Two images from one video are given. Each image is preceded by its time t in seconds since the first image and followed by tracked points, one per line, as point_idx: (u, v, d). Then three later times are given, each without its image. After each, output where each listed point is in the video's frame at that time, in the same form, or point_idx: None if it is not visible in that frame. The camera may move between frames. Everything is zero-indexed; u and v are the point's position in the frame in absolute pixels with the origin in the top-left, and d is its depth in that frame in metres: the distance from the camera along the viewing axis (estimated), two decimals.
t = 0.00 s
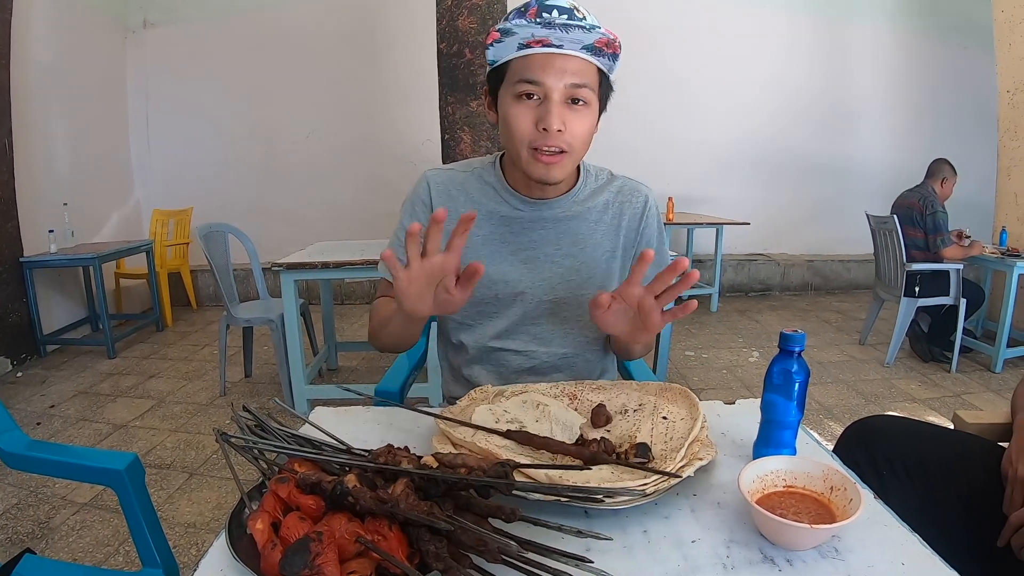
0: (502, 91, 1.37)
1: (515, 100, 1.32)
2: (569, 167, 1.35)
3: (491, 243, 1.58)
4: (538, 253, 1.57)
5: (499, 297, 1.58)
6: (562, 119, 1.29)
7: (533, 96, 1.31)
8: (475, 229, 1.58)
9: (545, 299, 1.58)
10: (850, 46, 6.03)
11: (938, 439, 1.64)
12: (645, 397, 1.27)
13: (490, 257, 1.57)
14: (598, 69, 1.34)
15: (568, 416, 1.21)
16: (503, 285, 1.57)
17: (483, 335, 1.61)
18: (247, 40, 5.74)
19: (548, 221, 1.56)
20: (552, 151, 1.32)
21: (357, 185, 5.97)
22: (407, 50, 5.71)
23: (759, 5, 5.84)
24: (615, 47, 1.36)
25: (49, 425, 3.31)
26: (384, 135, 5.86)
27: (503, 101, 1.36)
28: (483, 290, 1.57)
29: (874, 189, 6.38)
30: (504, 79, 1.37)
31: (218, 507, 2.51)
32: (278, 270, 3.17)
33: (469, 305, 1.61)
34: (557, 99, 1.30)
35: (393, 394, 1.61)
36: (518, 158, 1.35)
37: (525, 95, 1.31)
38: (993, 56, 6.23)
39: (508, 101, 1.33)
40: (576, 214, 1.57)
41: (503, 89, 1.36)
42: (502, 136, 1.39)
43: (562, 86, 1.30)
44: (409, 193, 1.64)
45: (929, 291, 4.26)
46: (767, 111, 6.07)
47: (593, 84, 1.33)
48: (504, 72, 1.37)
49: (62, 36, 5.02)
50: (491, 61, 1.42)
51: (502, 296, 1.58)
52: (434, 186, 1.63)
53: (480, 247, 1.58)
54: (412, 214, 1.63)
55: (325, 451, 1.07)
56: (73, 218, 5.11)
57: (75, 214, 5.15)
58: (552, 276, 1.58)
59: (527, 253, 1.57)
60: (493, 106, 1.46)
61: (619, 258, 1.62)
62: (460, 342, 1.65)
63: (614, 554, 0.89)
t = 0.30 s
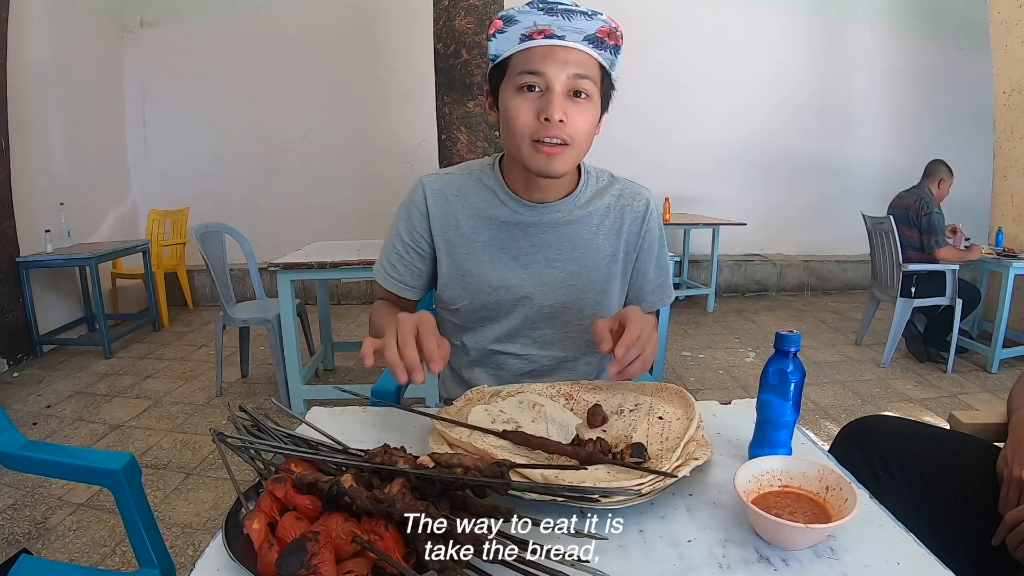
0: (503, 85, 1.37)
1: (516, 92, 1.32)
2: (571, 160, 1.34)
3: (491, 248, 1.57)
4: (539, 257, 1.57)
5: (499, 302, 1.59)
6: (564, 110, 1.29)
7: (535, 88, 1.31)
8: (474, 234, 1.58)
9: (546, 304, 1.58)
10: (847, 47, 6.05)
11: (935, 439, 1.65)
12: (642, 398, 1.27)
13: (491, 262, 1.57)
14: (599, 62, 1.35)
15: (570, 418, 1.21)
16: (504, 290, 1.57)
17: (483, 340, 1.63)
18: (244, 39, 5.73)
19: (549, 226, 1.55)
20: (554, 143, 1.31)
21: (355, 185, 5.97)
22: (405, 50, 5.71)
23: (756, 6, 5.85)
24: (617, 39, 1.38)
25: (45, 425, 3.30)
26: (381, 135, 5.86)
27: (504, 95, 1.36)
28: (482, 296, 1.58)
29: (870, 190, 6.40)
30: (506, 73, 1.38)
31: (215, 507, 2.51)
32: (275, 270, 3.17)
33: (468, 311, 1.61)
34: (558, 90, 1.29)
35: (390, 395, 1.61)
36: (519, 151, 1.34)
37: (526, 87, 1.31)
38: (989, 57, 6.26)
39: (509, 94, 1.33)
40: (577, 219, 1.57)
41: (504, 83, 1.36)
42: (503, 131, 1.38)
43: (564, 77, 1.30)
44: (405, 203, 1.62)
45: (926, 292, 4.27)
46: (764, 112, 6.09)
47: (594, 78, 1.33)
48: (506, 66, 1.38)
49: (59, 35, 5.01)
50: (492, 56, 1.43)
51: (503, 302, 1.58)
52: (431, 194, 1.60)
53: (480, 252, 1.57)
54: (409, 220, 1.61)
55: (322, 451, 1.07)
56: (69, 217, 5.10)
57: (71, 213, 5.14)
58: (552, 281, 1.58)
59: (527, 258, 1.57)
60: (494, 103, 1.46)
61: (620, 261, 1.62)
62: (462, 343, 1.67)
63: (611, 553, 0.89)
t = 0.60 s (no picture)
0: (493, 82, 1.37)
1: (506, 89, 1.31)
2: (558, 160, 1.34)
3: (479, 251, 1.57)
4: (529, 258, 1.57)
5: (491, 305, 1.59)
6: (553, 110, 1.29)
7: (525, 85, 1.30)
8: (462, 238, 1.57)
9: (538, 304, 1.58)
10: (844, 47, 6.06)
11: (932, 438, 1.65)
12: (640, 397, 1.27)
13: (480, 265, 1.58)
14: (590, 61, 1.36)
15: (570, 421, 1.20)
16: (495, 292, 1.57)
17: (477, 342, 1.63)
18: (241, 39, 5.73)
19: (538, 225, 1.55)
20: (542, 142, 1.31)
21: (353, 185, 5.97)
22: (403, 50, 5.71)
23: (753, 6, 5.86)
24: (608, 38, 1.38)
25: (42, 426, 3.29)
26: (379, 135, 5.85)
27: (493, 92, 1.35)
28: (475, 299, 1.58)
29: (867, 190, 6.42)
30: (496, 70, 1.37)
31: (212, 508, 2.50)
32: (273, 270, 3.16)
33: (462, 314, 1.62)
34: (549, 88, 1.29)
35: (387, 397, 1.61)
36: (507, 149, 1.34)
37: (516, 84, 1.31)
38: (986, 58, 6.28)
39: (499, 91, 1.32)
40: (565, 217, 1.57)
41: (494, 80, 1.36)
42: (491, 128, 1.38)
43: (555, 76, 1.30)
44: (392, 209, 1.61)
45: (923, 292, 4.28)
46: (762, 112, 6.09)
47: (584, 78, 1.34)
48: (496, 63, 1.37)
49: (56, 35, 5.00)
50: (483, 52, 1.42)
51: (495, 305, 1.59)
52: (417, 198, 1.60)
53: (469, 255, 1.58)
54: (397, 227, 1.61)
55: (319, 451, 1.06)
56: (67, 218, 5.09)
57: (69, 213, 5.13)
58: (543, 281, 1.58)
59: (517, 259, 1.57)
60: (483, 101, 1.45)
61: (610, 257, 1.61)
62: (455, 346, 1.68)
63: (609, 553, 0.89)
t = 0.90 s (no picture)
0: (483, 88, 1.37)
1: (495, 96, 1.32)
2: (549, 166, 1.34)
3: (473, 253, 1.57)
4: (522, 260, 1.57)
5: (485, 306, 1.59)
6: (542, 116, 1.29)
7: (514, 91, 1.30)
8: (455, 241, 1.57)
9: (531, 306, 1.59)
10: (843, 47, 6.07)
11: (930, 437, 1.65)
12: (638, 398, 1.26)
13: (473, 268, 1.58)
14: (580, 65, 1.35)
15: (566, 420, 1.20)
16: (488, 294, 1.57)
17: (474, 343, 1.63)
18: (240, 40, 5.73)
19: (531, 228, 1.55)
20: (532, 148, 1.31)
21: (352, 186, 5.97)
22: (402, 51, 5.71)
23: (752, 6, 5.86)
24: (597, 42, 1.38)
25: (41, 427, 3.29)
26: (379, 136, 5.86)
27: (483, 97, 1.35)
28: (470, 301, 1.58)
29: (866, 190, 6.43)
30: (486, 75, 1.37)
31: (211, 509, 2.50)
32: (271, 271, 3.16)
33: (458, 315, 1.61)
34: (537, 94, 1.29)
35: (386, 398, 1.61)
36: (497, 156, 1.34)
37: (505, 90, 1.31)
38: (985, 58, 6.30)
39: (488, 97, 1.32)
40: (558, 219, 1.57)
41: (484, 86, 1.36)
42: (482, 135, 1.38)
43: (544, 82, 1.30)
44: (385, 213, 1.61)
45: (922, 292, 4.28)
46: (760, 112, 6.10)
47: (574, 82, 1.33)
48: (485, 67, 1.37)
49: (55, 35, 5.00)
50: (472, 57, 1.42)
51: (490, 307, 1.59)
52: (410, 201, 1.60)
53: (462, 259, 1.57)
54: (390, 231, 1.61)
55: (318, 452, 1.06)
56: (66, 219, 5.09)
57: (68, 214, 5.13)
58: (537, 283, 1.58)
59: (511, 262, 1.57)
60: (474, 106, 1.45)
61: (603, 258, 1.62)
62: (453, 349, 1.68)
63: (609, 554, 0.89)
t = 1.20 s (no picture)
0: (491, 88, 1.37)
1: (503, 95, 1.32)
2: (557, 166, 1.34)
3: (478, 252, 1.58)
4: (526, 260, 1.57)
5: (488, 306, 1.59)
6: (550, 116, 1.29)
7: (521, 91, 1.31)
8: (461, 240, 1.58)
9: (534, 306, 1.58)
10: (842, 48, 6.07)
11: (928, 438, 1.65)
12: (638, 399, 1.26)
13: (477, 267, 1.58)
14: (588, 66, 1.36)
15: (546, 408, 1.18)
16: (492, 292, 1.57)
17: (476, 343, 1.63)
18: (239, 41, 5.73)
19: (536, 228, 1.55)
20: (539, 148, 1.30)
21: (352, 187, 5.97)
22: (402, 52, 5.72)
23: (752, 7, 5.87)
24: (607, 43, 1.38)
25: (41, 428, 3.29)
26: (378, 137, 5.86)
27: (491, 97, 1.36)
28: (473, 300, 1.59)
29: (866, 190, 6.44)
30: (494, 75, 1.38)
31: (211, 511, 2.50)
32: (271, 272, 3.17)
33: (461, 314, 1.62)
34: (545, 94, 1.29)
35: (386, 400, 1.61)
36: (505, 155, 1.34)
37: (513, 90, 1.31)
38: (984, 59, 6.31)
39: (496, 97, 1.33)
40: (563, 220, 1.57)
41: (492, 86, 1.36)
42: (490, 134, 1.38)
43: (551, 81, 1.30)
44: (392, 210, 1.62)
45: (921, 293, 4.28)
46: (760, 113, 6.10)
47: (583, 83, 1.33)
48: (494, 67, 1.37)
49: (55, 36, 5.00)
50: (480, 56, 1.43)
51: (493, 306, 1.59)
52: (416, 199, 1.61)
53: (467, 257, 1.58)
54: (396, 228, 1.62)
55: (317, 453, 1.06)
56: (65, 220, 5.09)
57: (67, 215, 5.13)
58: (541, 283, 1.58)
59: (515, 262, 1.58)
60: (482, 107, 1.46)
61: (608, 260, 1.62)
62: (454, 349, 1.68)
63: (609, 555, 0.89)
